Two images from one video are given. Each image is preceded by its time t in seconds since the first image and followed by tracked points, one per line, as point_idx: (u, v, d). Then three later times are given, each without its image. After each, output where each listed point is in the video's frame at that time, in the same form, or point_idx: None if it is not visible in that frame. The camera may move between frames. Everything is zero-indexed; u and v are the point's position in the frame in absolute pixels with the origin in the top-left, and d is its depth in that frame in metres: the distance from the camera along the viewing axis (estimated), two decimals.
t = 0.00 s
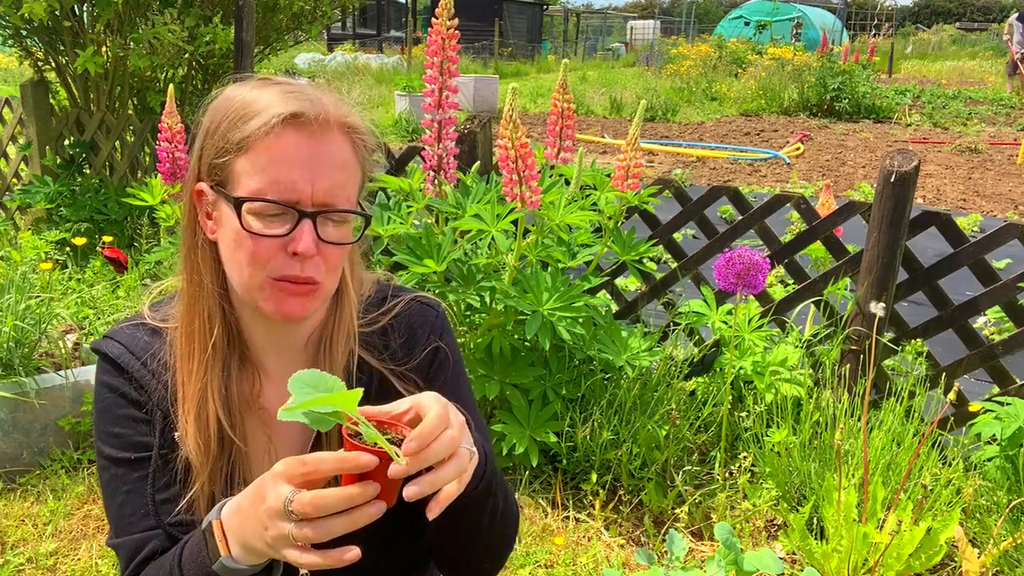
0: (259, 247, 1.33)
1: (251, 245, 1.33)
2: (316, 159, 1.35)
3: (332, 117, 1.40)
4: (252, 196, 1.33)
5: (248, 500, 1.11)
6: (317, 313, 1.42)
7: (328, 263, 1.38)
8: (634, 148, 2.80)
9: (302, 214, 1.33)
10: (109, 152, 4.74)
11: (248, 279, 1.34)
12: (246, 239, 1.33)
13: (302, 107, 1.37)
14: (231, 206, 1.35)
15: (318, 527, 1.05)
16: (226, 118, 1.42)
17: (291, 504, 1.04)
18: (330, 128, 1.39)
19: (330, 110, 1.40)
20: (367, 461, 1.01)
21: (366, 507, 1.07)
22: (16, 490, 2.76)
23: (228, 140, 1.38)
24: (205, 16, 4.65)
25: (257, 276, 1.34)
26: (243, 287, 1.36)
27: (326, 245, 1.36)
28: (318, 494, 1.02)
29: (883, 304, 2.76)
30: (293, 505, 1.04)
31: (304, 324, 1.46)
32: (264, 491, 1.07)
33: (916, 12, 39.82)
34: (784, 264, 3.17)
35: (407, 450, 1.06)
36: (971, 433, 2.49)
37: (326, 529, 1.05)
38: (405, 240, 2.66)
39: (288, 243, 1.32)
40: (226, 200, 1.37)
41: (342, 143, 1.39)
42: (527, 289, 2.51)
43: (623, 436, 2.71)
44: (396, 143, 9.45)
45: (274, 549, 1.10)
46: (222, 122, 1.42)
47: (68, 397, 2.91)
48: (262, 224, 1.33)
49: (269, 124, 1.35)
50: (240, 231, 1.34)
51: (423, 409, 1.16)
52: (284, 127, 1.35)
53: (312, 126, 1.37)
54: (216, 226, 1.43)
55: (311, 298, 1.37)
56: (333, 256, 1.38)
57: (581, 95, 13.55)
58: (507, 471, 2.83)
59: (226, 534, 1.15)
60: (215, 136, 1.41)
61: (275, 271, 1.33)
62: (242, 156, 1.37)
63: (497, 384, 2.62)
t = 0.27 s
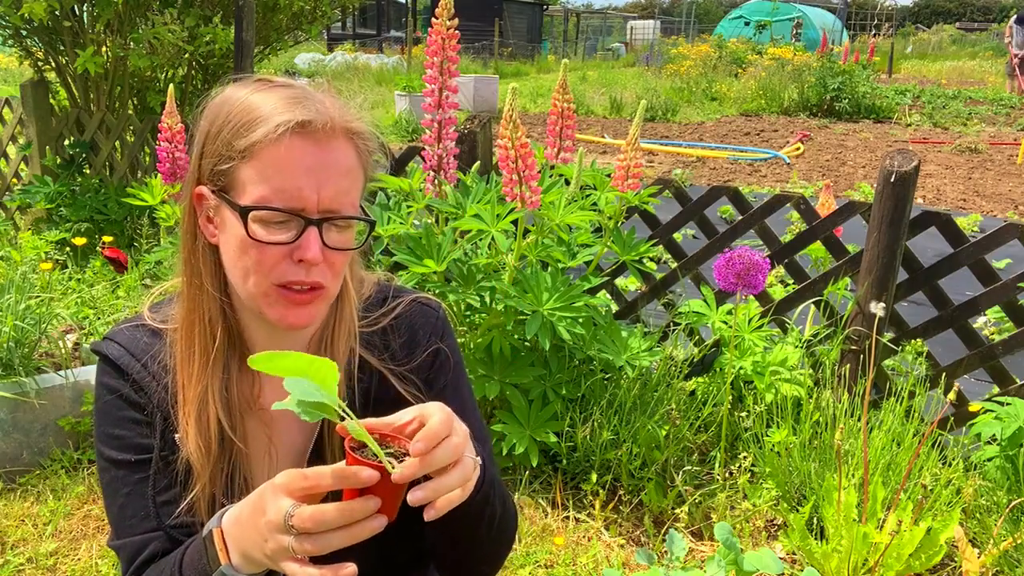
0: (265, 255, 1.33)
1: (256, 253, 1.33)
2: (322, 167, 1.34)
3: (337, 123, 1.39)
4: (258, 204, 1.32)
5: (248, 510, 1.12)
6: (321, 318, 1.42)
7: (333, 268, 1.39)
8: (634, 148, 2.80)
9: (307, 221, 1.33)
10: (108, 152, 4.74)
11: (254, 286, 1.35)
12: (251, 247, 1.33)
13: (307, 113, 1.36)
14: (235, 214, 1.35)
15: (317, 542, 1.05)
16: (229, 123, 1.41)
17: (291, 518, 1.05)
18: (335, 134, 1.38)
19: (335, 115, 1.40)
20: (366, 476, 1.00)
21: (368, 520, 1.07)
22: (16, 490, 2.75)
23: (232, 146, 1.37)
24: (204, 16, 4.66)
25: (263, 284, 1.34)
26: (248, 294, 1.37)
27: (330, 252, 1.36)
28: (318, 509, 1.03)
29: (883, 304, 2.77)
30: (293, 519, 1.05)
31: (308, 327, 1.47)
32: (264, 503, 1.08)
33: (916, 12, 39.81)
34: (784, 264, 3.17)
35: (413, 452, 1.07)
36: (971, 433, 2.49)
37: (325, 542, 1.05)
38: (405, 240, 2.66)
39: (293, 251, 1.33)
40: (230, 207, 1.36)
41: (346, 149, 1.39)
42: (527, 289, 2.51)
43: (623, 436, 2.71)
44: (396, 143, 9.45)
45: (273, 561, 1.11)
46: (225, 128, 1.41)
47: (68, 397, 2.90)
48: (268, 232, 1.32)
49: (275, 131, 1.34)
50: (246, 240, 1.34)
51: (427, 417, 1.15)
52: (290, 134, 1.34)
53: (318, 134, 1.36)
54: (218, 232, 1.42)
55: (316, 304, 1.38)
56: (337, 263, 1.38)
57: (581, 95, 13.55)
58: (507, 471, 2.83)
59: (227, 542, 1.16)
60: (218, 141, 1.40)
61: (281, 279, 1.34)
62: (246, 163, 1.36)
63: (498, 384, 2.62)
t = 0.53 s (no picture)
0: (266, 257, 1.33)
1: (258, 255, 1.33)
2: (322, 168, 1.34)
3: (338, 124, 1.39)
4: (258, 206, 1.32)
5: (245, 513, 1.12)
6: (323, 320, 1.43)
7: (334, 270, 1.39)
8: (634, 148, 2.79)
9: (309, 223, 1.33)
10: (108, 152, 4.74)
11: (256, 289, 1.35)
12: (252, 249, 1.33)
13: (307, 115, 1.36)
14: (236, 216, 1.35)
15: (313, 545, 1.07)
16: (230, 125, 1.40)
17: (288, 522, 1.06)
18: (336, 136, 1.38)
19: (335, 116, 1.40)
20: (364, 479, 1.02)
21: (366, 524, 1.09)
22: (16, 490, 2.75)
23: (232, 148, 1.37)
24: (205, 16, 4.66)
25: (264, 287, 1.34)
26: (249, 297, 1.37)
27: (330, 253, 1.36)
28: (316, 513, 1.04)
29: (883, 304, 2.76)
30: (290, 523, 1.06)
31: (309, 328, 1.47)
32: (260, 507, 1.09)
33: (916, 12, 39.81)
34: (784, 264, 3.16)
35: (403, 452, 1.07)
36: (971, 433, 2.49)
37: (322, 546, 1.07)
38: (405, 240, 2.66)
39: (294, 253, 1.33)
40: (230, 209, 1.36)
41: (347, 150, 1.39)
42: (527, 289, 2.51)
43: (623, 436, 2.71)
44: (396, 143, 9.46)
45: (269, 565, 1.12)
46: (225, 129, 1.41)
47: (68, 397, 2.90)
48: (268, 234, 1.32)
49: (275, 134, 1.34)
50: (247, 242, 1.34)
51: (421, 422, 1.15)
52: (290, 136, 1.34)
53: (318, 135, 1.36)
54: (218, 233, 1.42)
55: (317, 306, 1.38)
56: (338, 264, 1.39)
57: (581, 95, 13.56)
58: (507, 471, 2.83)
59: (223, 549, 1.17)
60: (218, 142, 1.40)
61: (282, 281, 1.34)
62: (246, 165, 1.35)
63: (497, 384, 2.62)
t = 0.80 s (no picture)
0: (257, 254, 1.33)
1: (249, 253, 1.33)
2: (311, 164, 1.34)
3: (327, 119, 1.39)
4: (248, 203, 1.32)
5: (207, 547, 1.14)
6: (317, 317, 1.42)
7: (327, 268, 1.38)
8: (634, 148, 2.79)
9: (298, 219, 1.33)
10: (109, 152, 4.74)
11: (248, 287, 1.35)
12: (243, 246, 1.33)
13: (295, 110, 1.36)
14: (228, 214, 1.35)
15: None
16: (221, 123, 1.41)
17: (256, 556, 1.09)
18: (324, 131, 1.38)
19: (324, 111, 1.40)
20: (329, 511, 1.05)
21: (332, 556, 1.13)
22: (16, 490, 2.75)
23: (223, 146, 1.38)
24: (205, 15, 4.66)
25: (256, 284, 1.34)
26: (242, 294, 1.37)
27: (322, 250, 1.36)
28: (283, 547, 1.08)
29: (883, 304, 2.76)
30: (258, 557, 1.09)
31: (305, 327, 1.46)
32: (223, 543, 1.12)
33: (916, 12, 39.80)
34: (784, 265, 3.17)
35: (405, 460, 1.09)
36: (971, 433, 2.49)
37: None
38: (405, 240, 2.66)
39: (284, 249, 1.32)
40: (222, 207, 1.37)
41: (337, 145, 1.39)
42: (527, 289, 2.50)
43: (623, 436, 2.71)
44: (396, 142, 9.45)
45: None
46: (217, 127, 1.41)
47: (68, 397, 2.90)
48: (259, 231, 1.33)
49: (263, 130, 1.34)
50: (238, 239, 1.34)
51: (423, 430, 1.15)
52: (278, 131, 1.35)
53: (305, 130, 1.36)
54: (214, 233, 1.43)
55: (310, 303, 1.38)
56: (330, 261, 1.38)
57: (581, 95, 13.55)
58: (507, 471, 2.83)
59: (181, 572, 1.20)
60: (211, 141, 1.41)
61: (273, 278, 1.34)
62: (237, 162, 1.36)
63: (497, 384, 2.62)
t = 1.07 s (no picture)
0: (246, 247, 1.33)
1: (238, 246, 1.33)
2: (296, 153, 1.35)
3: (311, 109, 1.39)
4: (235, 195, 1.33)
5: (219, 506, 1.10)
6: (311, 310, 1.41)
7: (319, 260, 1.38)
8: (634, 148, 2.79)
9: (285, 209, 1.33)
10: (109, 152, 4.74)
11: (239, 281, 1.35)
12: (232, 240, 1.33)
13: (277, 101, 1.37)
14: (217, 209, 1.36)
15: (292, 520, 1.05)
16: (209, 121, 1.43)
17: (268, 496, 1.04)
18: (308, 121, 1.38)
19: (308, 102, 1.40)
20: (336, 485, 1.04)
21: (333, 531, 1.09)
22: (16, 490, 2.75)
23: (210, 142, 1.39)
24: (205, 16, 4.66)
25: (246, 278, 1.34)
26: (234, 289, 1.37)
27: (312, 241, 1.35)
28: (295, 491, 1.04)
29: (883, 304, 2.76)
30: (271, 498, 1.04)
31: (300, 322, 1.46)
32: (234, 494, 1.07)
33: (916, 12, 39.80)
34: (784, 265, 3.17)
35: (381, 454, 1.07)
36: (971, 433, 2.49)
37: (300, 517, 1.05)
38: (405, 240, 2.66)
39: (273, 241, 1.32)
40: (212, 203, 1.38)
41: (322, 134, 1.39)
42: (527, 289, 2.50)
43: (623, 436, 2.71)
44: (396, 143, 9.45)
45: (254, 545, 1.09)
46: (205, 125, 1.43)
47: (68, 397, 2.91)
48: (246, 223, 1.33)
49: (247, 122, 1.35)
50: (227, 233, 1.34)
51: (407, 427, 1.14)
52: (261, 123, 1.35)
53: (288, 120, 1.36)
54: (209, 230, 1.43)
55: (303, 296, 1.37)
56: (322, 252, 1.37)
57: (581, 95, 13.56)
58: (507, 471, 2.83)
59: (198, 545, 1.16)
60: (201, 139, 1.42)
61: (263, 270, 1.33)
62: (224, 157, 1.37)
63: (497, 383, 2.62)
